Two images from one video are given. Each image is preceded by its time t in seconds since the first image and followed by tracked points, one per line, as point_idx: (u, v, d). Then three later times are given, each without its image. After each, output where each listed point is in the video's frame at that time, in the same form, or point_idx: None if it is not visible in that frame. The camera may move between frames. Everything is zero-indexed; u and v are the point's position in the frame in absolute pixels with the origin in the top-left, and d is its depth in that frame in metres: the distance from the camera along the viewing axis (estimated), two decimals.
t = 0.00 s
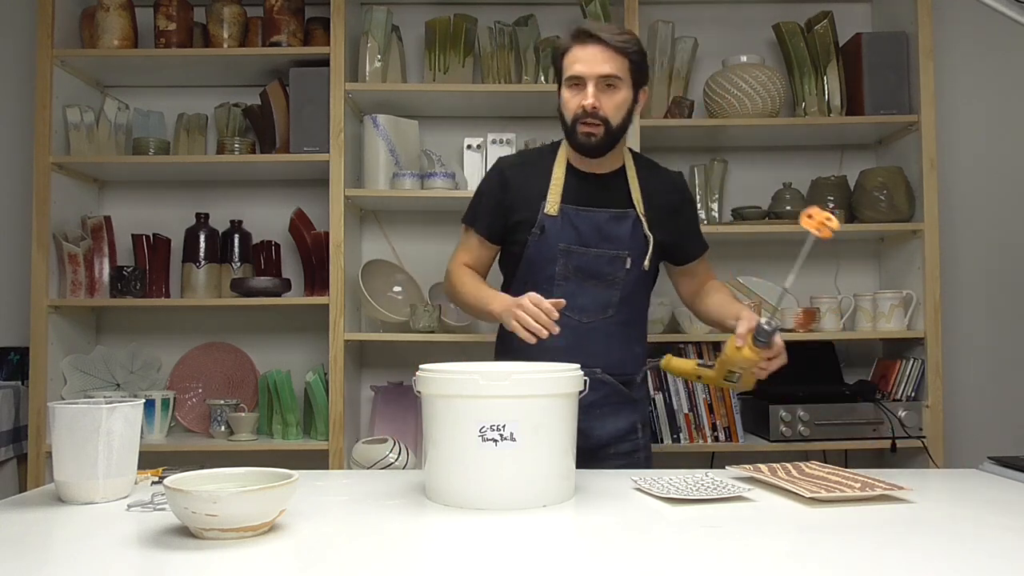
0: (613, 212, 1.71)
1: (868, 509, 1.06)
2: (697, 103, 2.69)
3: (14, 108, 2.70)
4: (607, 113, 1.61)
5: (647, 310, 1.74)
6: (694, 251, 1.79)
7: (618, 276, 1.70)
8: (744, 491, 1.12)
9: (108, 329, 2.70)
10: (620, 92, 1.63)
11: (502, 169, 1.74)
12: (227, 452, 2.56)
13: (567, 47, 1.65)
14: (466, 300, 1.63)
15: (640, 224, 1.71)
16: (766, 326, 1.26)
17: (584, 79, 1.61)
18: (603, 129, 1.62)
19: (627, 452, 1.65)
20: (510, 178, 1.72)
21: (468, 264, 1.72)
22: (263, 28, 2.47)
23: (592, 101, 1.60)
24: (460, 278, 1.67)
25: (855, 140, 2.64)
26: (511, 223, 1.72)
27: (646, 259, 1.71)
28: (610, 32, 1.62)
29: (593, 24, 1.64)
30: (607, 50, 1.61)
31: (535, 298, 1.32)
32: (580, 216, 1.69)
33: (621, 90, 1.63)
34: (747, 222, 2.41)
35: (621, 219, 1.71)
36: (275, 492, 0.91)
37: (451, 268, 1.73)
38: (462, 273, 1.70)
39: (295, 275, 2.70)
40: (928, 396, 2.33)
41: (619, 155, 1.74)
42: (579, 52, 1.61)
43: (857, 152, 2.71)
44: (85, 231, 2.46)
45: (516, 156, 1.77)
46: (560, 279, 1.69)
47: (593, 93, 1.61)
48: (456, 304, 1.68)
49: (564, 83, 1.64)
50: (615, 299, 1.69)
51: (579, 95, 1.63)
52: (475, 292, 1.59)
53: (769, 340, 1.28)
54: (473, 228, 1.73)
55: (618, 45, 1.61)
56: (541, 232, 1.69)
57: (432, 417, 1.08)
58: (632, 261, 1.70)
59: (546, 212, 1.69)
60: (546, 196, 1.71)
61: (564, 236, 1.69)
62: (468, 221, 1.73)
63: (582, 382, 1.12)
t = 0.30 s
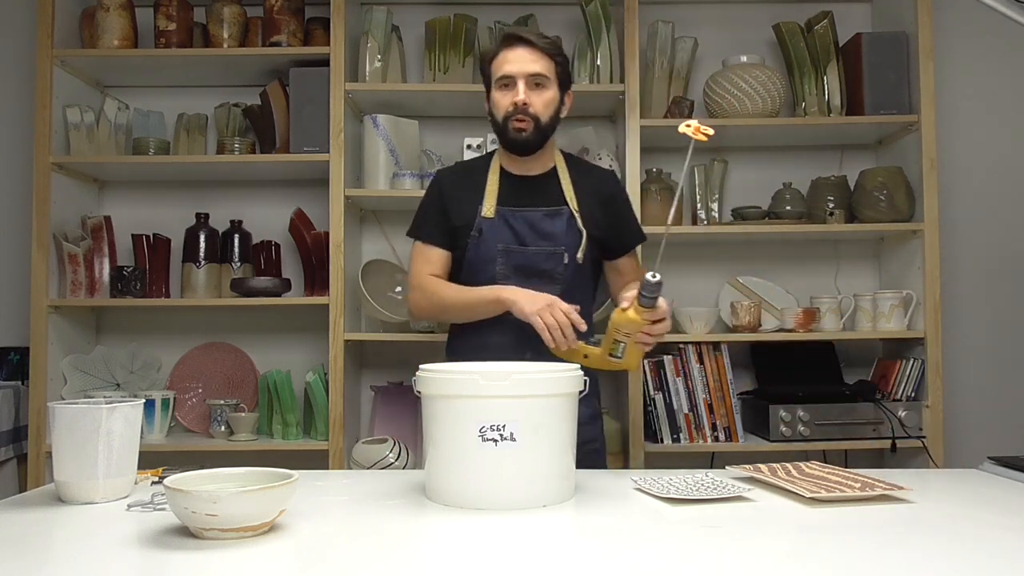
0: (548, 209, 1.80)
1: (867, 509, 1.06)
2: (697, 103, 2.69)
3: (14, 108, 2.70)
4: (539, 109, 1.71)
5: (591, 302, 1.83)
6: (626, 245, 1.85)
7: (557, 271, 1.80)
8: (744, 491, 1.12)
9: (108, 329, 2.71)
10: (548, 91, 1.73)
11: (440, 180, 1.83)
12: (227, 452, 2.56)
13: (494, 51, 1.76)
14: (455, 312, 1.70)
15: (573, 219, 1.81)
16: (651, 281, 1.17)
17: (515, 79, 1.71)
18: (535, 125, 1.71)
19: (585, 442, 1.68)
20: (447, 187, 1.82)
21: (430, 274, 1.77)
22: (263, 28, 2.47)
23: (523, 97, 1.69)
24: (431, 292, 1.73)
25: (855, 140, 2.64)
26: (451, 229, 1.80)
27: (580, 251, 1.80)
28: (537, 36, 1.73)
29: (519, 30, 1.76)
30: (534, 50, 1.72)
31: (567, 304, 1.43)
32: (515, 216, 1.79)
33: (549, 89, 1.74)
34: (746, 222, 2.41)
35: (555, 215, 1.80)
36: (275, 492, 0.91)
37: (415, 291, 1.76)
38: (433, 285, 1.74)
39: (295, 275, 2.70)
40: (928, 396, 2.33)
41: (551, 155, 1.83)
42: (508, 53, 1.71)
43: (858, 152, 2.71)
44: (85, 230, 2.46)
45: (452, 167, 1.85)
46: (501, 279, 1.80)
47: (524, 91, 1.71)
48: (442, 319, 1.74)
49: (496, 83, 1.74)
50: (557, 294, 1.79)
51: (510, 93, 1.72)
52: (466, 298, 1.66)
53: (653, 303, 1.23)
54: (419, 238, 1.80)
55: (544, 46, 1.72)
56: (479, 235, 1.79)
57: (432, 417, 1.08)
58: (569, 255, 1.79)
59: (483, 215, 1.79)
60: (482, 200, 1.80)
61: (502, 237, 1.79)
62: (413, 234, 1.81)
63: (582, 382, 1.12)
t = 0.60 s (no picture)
0: (501, 202, 1.86)
1: (867, 509, 1.06)
2: (697, 103, 2.69)
3: (15, 108, 2.70)
4: (494, 113, 1.75)
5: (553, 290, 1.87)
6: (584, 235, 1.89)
7: (513, 261, 1.85)
8: (744, 491, 1.12)
9: (107, 329, 2.71)
10: (503, 94, 1.78)
11: (404, 184, 1.94)
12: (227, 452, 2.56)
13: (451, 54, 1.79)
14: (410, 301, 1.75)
15: (527, 210, 1.85)
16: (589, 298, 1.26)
17: (471, 82, 1.75)
18: (490, 128, 1.76)
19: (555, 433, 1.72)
20: (408, 189, 1.91)
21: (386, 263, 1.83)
22: (263, 28, 2.47)
23: (479, 100, 1.73)
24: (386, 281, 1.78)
25: (855, 140, 2.64)
26: (411, 227, 1.89)
27: (532, 239, 1.83)
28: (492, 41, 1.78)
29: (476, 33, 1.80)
30: (491, 55, 1.76)
31: (514, 313, 1.50)
32: (470, 211, 1.85)
33: (504, 93, 1.78)
34: (747, 222, 2.41)
35: (509, 207, 1.85)
36: (274, 492, 0.91)
37: (369, 275, 1.80)
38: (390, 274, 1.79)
39: (295, 275, 2.70)
40: (928, 396, 2.33)
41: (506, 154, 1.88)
42: (465, 57, 1.75)
43: (858, 152, 2.71)
44: (85, 230, 2.46)
45: (413, 173, 1.95)
46: (460, 272, 1.86)
47: (480, 94, 1.75)
48: (387, 309, 1.80)
49: (452, 86, 1.78)
50: (516, 284, 1.84)
51: (467, 96, 1.76)
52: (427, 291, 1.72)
53: (587, 318, 1.32)
54: (378, 237, 1.88)
55: (500, 51, 1.77)
56: (436, 233, 1.86)
57: (432, 417, 1.08)
58: (524, 245, 1.84)
59: (439, 213, 1.86)
60: (439, 200, 1.88)
61: (458, 233, 1.86)
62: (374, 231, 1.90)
63: (582, 382, 1.12)
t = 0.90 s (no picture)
0: (492, 200, 1.86)
1: (867, 509, 1.06)
2: (697, 103, 2.69)
3: (15, 108, 2.70)
4: (485, 111, 1.75)
5: (544, 289, 1.88)
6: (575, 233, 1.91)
7: (504, 259, 1.85)
8: (744, 491, 1.12)
9: (108, 329, 2.71)
10: (494, 93, 1.78)
11: (395, 183, 1.94)
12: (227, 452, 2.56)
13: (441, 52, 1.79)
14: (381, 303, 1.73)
15: (518, 208, 1.86)
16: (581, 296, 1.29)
17: (462, 81, 1.75)
18: (482, 127, 1.76)
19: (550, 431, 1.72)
20: (398, 189, 1.92)
21: (369, 263, 1.82)
22: (263, 28, 2.47)
23: (470, 99, 1.73)
24: (363, 280, 1.76)
25: (855, 140, 2.64)
26: (402, 227, 1.90)
27: (524, 235, 1.84)
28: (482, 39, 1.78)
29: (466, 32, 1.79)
30: (481, 53, 1.76)
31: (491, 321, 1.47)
32: (460, 209, 1.86)
33: (496, 91, 1.78)
34: (747, 222, 2.41)
35: (500, 205, 1.86)
36: (274, 492, 0.91)
37: (348, 271, 1.79)
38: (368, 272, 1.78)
39: (295, 275, 2.70)
40: (928, 396, 2.33)
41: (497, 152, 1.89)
42: (456, 56, 1.75)
43: (858, 152, 2.71)
44: (85, 230, 2.46)
45: (403, 174, 1.95)
46: (450, 271, 1.85)
47: (472, 93, 1.74)
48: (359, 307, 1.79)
49: (443, 84, 1.77)
50: (507, 282, 1.84)
51: (458, 94, 1.76)
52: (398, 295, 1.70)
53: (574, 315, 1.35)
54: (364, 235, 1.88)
55: (491, 50, 1.77)
56: (426, 231, 1.86)
57: (432, 417, 1.08)
58: (515, 242, 1.85)
59: (430, 212, 1.86)
60: (430, 199, 1.88)
61: (449, 231, 1.86)
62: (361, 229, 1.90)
63: (582, 382, 1.12)
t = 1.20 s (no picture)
0: (506, 199, 1.86)
1: (867, 509, 1.06)
2: (697, 103, 2.69)
3: (14, 108, 2.70)
4: (502, 110, 1.75)
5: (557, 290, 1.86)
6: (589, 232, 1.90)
7: (517, 258, 1.85)
8: (744, 491, 1.12)
9: (108, 329, 2.71)
10: (511, 89, 1.77)
11: (407, 180, 1.93)
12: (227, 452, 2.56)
13: (458, 49, 1.77)
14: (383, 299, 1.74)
15: (532, 206, 1.86)
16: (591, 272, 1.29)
17: (479, 78, 1.74)
18: (498, 125, 1.76)
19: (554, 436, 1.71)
20: (411, 186, 1.91)
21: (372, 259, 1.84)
22: (263, 28, 2.47)
23: (487, 97, 1.72)
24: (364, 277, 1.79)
25: (855, 140, 2.64)
26: (414, 224, 1.90)
27: (538, 235, 1.84)
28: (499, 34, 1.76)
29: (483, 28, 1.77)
30: (498, 50, 1.74)
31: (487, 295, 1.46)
32: (474, 207, 1.85)
33: (512, 89, 1.77)
34: (747, 222, 2.41)
35: (514, 204, 1.86)
36: (275, 492, 0.91)
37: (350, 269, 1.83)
38: (371, 270, 1.80)
39: (295, 275, 2.70)
40: (928, 396, 2.33)
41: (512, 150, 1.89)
42: (472, 54, 1.74)
43: (858, 152, 2.71)
44: (85, 230, 2.46)
45: (416, 170, 1.95)
46: (462, 269, 1.85)
47: (489, 91, 1.73)
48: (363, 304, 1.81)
49: (460, 81, 1.76)
50: (519, 281, 1.85)
51: (475, 91, 1.75)
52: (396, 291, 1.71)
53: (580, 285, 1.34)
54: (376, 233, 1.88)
55: (508, 46, 1.75)
56: (438, 229, 1.86)
57: (432, 417, 1.08)
58: (529, 241, 1.84)
59: (443, 210, 1.86)
60: (443, 197, 1.88)
61: (461, 230, 1.85)
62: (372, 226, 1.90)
63: (582, 382, 1.12)
